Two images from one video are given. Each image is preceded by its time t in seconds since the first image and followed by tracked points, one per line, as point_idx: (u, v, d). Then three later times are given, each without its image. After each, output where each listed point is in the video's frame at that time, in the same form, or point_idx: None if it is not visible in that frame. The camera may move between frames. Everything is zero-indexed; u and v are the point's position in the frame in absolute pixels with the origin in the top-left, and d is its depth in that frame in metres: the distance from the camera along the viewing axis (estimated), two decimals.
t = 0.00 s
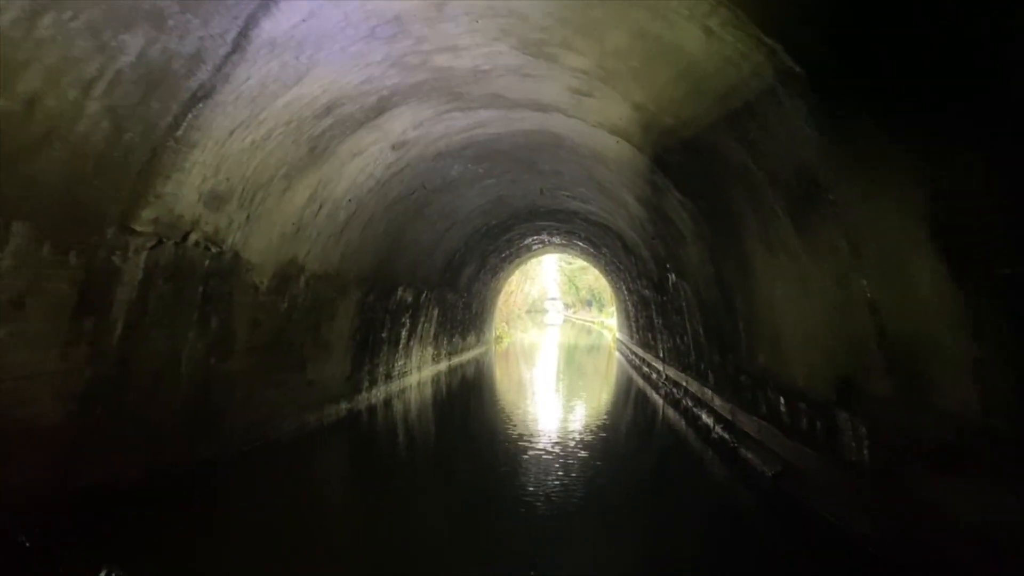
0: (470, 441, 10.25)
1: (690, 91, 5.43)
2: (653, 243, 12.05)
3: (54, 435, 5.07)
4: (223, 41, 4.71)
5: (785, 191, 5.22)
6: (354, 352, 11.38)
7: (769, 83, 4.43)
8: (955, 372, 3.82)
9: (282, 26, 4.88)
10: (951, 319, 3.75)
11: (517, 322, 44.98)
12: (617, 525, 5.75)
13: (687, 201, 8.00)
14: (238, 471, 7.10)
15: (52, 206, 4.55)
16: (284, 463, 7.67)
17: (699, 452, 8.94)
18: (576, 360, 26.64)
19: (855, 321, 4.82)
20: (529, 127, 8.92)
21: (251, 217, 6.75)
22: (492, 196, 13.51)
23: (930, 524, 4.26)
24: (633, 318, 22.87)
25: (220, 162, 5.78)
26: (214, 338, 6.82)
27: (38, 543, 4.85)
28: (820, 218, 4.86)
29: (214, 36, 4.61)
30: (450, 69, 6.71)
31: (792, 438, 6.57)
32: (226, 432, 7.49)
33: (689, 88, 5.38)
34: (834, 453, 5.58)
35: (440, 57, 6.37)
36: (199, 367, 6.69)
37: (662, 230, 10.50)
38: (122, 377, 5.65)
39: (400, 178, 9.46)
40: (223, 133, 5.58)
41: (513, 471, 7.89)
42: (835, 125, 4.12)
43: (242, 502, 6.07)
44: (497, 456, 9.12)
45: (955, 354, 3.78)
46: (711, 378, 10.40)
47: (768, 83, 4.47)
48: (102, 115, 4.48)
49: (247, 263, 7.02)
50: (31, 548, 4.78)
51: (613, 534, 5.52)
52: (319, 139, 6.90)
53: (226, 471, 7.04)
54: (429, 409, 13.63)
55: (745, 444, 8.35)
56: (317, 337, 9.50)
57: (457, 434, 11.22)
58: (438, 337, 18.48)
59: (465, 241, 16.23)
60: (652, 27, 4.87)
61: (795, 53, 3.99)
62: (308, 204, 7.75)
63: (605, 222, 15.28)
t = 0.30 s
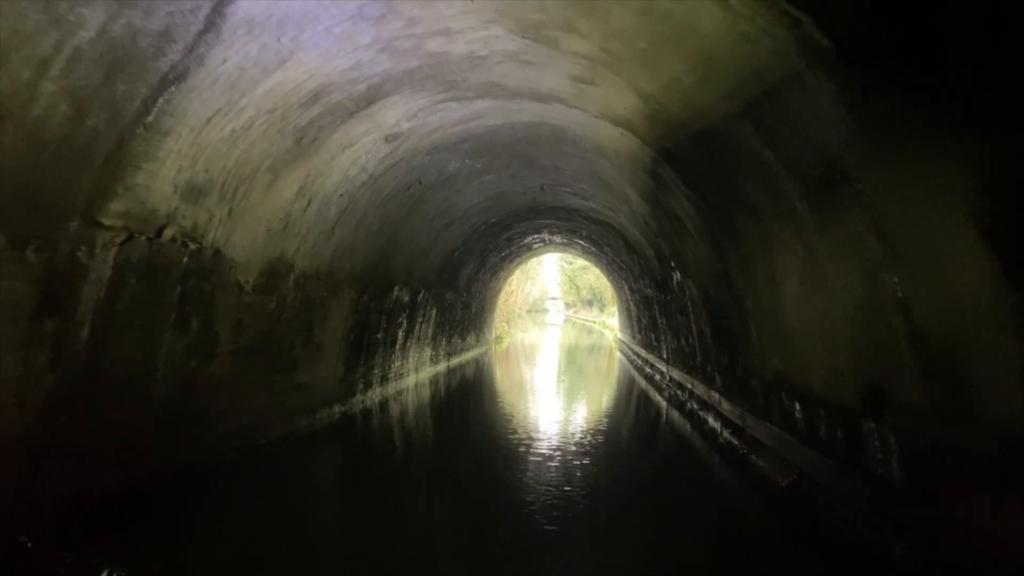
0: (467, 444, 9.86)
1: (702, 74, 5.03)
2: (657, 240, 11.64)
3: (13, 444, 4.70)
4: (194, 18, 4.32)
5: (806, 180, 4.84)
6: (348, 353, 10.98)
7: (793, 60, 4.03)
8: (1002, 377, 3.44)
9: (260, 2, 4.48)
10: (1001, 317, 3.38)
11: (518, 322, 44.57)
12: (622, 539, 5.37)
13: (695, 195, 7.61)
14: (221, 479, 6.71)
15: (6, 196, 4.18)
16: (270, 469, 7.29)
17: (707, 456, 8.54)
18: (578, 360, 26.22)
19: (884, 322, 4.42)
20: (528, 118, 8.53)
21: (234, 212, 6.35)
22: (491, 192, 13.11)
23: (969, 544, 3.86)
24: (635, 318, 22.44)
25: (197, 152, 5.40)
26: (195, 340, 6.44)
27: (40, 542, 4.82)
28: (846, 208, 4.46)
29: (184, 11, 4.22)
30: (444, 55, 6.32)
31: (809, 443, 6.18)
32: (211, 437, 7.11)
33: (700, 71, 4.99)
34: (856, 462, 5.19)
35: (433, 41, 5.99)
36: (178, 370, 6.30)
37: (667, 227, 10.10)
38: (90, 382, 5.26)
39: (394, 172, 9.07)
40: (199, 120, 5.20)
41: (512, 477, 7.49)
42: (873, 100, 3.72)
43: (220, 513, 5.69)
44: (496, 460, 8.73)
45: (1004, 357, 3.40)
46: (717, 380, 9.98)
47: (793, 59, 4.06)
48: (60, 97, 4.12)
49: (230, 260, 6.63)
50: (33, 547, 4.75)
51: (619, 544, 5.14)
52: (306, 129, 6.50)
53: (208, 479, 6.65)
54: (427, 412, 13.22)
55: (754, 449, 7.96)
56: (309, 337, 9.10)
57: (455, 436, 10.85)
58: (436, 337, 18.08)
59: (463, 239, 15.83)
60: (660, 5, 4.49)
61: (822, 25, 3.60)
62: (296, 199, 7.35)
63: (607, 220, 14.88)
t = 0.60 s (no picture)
0: (465, 448, 9.44)
1: (716, 53, 4.64)
2: (662, 238, 11.23)
3: None
4: None
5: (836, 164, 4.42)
6: (343, 354, 10.58)
7: (820, 30, 3.65)
8: None
9: None
10: None
11: (518, 321, 44.15)
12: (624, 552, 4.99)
13: (705, 189, 7.20)
14: (200, 487, 6.33)
15: None
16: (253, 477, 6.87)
17: (716, 462, 8.12)
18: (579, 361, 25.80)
19: (919, 322, 4.03)
20: (528, 108, 8.13)
21: (213, 206, 5.96)
22: (491, 188, 12.70)
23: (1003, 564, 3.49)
24: (638, 318, 22.01)
25: (170, 140, 5.02)
26: (173, 341, 6.06)
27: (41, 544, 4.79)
28: (881, 196, 4.06)
29: None
30: (437, 39, 5.94)
31: (827, 451, 5.76)
32: (193, 443, 6.71)
33: (713, 50, 4.60)
34: (882, 473, 4.79)
35: (424, 24, 5.61)
36: (155, 373, 5.92)
37: (672, 224, 9.69)
38: (53, 387, 4.89)
39: (388, 166, 8.66)
40: (171, 105, 4.82)
41: (512, 483, 7.08)
42: (914, 72, 3.34)
43: (195, 526, 5.30)
44: (493, 463, 8.34)
45: None
46: (725, 383, 9.57)
47: (821, 30, 3.68)
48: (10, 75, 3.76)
49: (210, 257, 6.25)
50: (34, 548, 4.72)
51: (625, 561, 4.74)
52: (291, 117, 6.12)
53: (187, 487, 6.27)
54: (424, 414, 12.83)
55: (766, 455, 7.54)
56: (299, 339, 8.69)
57: (453, 439, 10.42)
58: (435, 337, 17.68)
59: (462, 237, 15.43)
60: None
61: None
62: (282, 193, 6.96)
63: (609, 217, 14.46)
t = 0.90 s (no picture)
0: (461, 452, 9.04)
1: (731, 31, 4.24)
2: (666, 235, 10.82)
3: None
4: None
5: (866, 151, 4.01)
6: (335, 356, 10.18)
7: None
8: None
9: None
10: None
11: (518, 322, 43.74)
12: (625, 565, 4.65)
13: (713, 181, 6.80)
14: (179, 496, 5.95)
15: None
16: (235, 485, 6.50)
17: (724, 468, 7.72)
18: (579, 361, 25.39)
19: (960, 322, 3.65)
20: (527, 98, 7.73)
21: (189, 198, 5.58)
22: (489, 184, 12.31)
23: None
24: (640, 318, 21.61)
25: (138, 126, 4.66)
26: (147, 343, 5.68)
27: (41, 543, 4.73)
28: (921, 182, 3.66)
29: None
30: (429, 22, 5.55)
31: (848, 459, 5.37)
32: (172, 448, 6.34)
33: (728, 27, 4.20)
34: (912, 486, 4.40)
35: (415, 4, 5.22)
36: (127, 377, 5.54)
37: (677, 219, 9.28)
38: (11, 391, 4.52)
39: (380, 160, 8.27)
40: (137, 88, 4.45)
41: (509, 492, 6.68)
42: (966, 37, 2.94)
43: (165, 541, 4.93)
44: (491, 468, 7.95)
45: None
46: (732, 386, 9.17)
47: None
48: None
49: (187, 253, 5.87)
50: (35, 547, 4.67)
51: None
52: (273, 104, 5.73)
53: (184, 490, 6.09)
54: (419, 416, 12.44)
55: (778, 461, 7.14)
56: (287, 340, 8.29)
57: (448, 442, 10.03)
58: (432, 337, 17.30)
59: (460, 235, 15.03)
60: None
61: None
62: (266, 186, 6.56)
63: (611, 215, 14.06)
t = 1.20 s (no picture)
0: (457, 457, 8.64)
1: (750, 4, 3.85)
2: (670, 232, 10.42)
3: None
4: None
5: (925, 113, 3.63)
6: (326, 358, 9.78)
7: None
8: None
9: None
10: None
11: (518, 322, 43.33)
12: None
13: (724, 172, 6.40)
14: (154, 507, 5.58)
15: None
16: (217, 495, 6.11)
17: (734, 475, 7.32)
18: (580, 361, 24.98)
19: (1011, 318, 3.31)
20: (526, 87, 7.34)
21: (162, 190, 5.20)
22: (488, 180, 11.91)
23: None
24: (642, 318, 21.21)
25: (100, 109, 4.29)
26: (118, 345, 5.30)
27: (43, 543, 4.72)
28: (972, 161, 3.27)
29: None
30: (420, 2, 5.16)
31: (874, 469, 4.98)
32: (149, 457, 5.96)
33: None
34: (945, 497, 4.05)
35: None
36: (96, 382, 5.16)
37: (682, 215, 8.88)
38: None
39: (371, 152, 7.88)
40: (98, 68, 4.08)
41: (508, 501, 6.28)
42: None
43: (131, 558, 4.54)
44: (488, 475, 7.56)
45: None
46: (740, 389, 8.77)
47: None
48: None
49: (160, 249, 5.49)
50: (37, 548, 4.65)
51: None
52: (253, 90, 5.35)
53: (183, 491, 6.05)
54: (416, 419, 12.06)
55: (791, 469, 6.74)
56: (274, 341, 7.90)
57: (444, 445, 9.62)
58: (430, 338, 16.91)
59: (458, 233, 14.63)
60: None
61: None
62: (248, 178, 6.18)
63: (613, 212, 13.66)
